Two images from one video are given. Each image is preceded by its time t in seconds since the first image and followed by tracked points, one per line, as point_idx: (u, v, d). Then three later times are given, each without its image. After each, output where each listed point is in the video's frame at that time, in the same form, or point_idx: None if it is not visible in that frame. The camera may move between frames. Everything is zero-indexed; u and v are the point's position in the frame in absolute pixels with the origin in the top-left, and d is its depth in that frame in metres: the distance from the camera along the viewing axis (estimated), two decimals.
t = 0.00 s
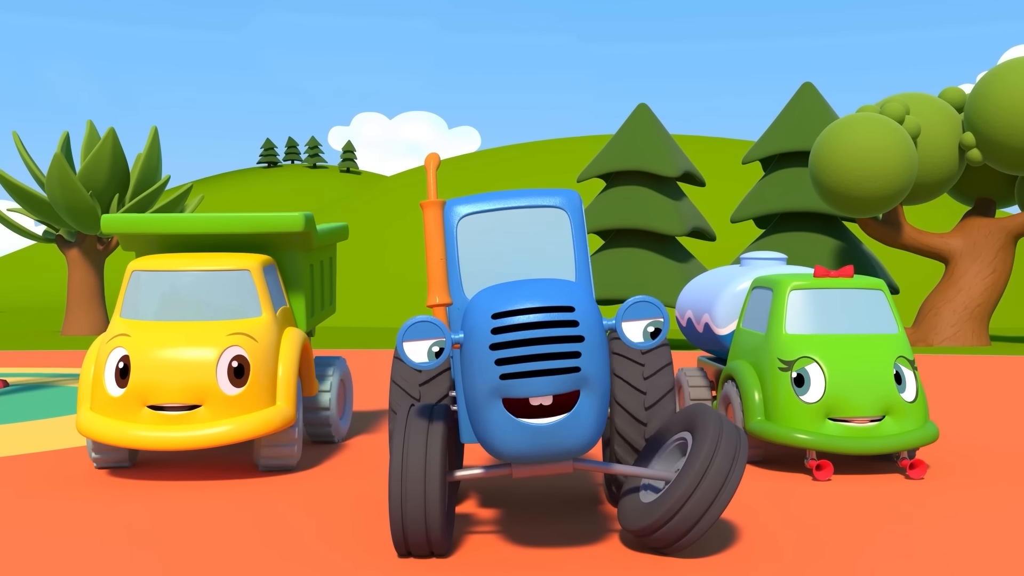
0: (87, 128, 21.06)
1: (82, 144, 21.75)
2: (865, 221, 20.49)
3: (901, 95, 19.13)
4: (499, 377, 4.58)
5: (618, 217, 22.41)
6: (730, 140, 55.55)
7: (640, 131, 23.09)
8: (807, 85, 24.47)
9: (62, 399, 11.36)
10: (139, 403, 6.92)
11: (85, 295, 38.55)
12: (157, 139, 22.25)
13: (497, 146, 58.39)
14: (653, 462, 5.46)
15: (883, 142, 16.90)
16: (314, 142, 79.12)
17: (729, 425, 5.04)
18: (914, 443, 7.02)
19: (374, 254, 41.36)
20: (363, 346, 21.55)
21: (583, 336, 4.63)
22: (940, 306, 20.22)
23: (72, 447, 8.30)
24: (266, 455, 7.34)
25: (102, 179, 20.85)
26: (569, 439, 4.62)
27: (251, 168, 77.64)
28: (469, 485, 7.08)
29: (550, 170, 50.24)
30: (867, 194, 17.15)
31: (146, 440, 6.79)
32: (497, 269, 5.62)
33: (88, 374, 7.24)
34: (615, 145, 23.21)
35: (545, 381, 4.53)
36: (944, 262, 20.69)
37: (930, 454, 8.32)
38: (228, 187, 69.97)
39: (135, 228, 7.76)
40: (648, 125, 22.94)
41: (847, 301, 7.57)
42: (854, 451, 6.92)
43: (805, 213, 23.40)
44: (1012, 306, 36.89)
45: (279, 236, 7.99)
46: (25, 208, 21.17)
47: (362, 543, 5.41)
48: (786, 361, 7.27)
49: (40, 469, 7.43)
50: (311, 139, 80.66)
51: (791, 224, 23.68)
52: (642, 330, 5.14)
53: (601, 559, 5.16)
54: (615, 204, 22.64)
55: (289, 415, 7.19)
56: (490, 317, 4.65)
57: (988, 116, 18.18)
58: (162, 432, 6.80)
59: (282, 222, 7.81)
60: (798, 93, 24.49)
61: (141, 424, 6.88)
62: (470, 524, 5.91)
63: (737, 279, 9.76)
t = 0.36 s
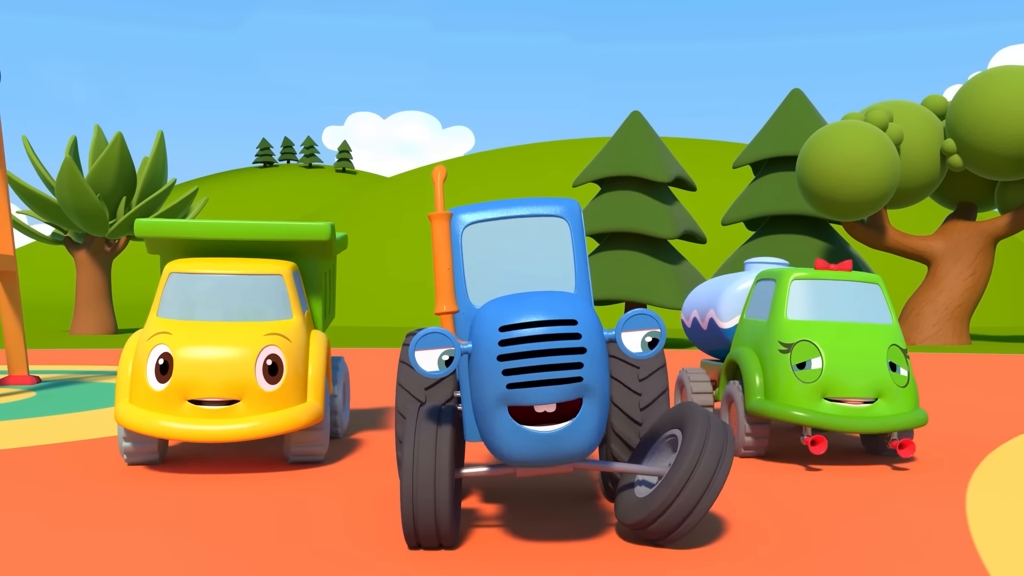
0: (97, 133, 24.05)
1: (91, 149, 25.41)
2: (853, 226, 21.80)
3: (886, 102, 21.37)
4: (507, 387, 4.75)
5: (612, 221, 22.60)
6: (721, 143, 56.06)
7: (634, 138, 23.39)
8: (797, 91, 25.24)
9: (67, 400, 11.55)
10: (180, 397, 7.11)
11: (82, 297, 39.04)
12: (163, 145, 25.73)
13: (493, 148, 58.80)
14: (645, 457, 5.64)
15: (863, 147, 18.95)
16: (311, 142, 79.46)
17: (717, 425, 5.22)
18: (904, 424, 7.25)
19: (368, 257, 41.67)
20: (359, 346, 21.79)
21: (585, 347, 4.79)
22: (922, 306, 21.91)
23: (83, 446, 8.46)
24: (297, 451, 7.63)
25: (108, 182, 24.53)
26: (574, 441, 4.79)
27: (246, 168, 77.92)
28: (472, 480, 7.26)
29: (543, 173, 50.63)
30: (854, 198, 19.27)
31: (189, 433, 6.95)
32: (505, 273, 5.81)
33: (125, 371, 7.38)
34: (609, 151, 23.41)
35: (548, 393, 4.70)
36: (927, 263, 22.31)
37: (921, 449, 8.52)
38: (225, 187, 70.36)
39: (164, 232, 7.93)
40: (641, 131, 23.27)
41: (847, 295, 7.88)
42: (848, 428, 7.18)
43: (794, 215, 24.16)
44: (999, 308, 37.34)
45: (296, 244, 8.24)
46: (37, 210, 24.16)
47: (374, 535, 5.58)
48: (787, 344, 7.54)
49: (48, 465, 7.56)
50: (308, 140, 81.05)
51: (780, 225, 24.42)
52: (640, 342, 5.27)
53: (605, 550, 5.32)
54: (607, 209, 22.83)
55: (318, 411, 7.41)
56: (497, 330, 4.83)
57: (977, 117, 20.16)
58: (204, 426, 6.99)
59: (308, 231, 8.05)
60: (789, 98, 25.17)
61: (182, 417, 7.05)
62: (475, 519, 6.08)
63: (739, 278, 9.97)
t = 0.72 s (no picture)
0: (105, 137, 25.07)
1: (98, 151, 26.12)
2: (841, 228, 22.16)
3: (874, 108, 21.58)
4: (505, 365, 4.89)
5: (607, 224, 22.74)
6: (717, 144, 56.26)
7: (630, 143, 23.51)
8: (788, 95, 25.49)
9: (71, 399, 11.66)
10: (216, 389, 7.28)
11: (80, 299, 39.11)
12: (167, 147, 26.26)
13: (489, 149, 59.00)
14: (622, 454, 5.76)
15: (854, 151, 19.18)
16: (308, 143, 79.53)
17: (665, 450, 5.15)
18: (893, 409, 7.36)
19: (367, 256, 41.84)
20: (358, 346, 21.92)
21: (580, 329, 4.92)
22: (910, 306, 22.12)
23: (90, 445, 8.58)
24: (321, 443, 7.85)
25: (114, 185, 25.05)
26: (568, 419, 4.89)
27: (243, 169, 77.92)
28: (475, 476, 7.41)
29: (540, 174, 50.78)
30: (843, 202, 19.49)
31: (226, 424, 7.11)
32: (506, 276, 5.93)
33: (157, 369, 7.52)
34: (605, 155, 23.54)
35: (543, 371, 4.84)
36: (914, 263, 22.51)
37: (914, 446, 8.69)
38: (222, 187, 70.41)
39: (195, 233, 8.16)
40: (637, 135, 23.39)
41: (841, 287, 8.06)
42: (835, 412, 7.31)
43: (786, 218, 24.41)
44: (992, 308, 37.58)
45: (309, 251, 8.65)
46: (42, 213, 24.26)
47: (381, 530, 5.72)
48: (779, 330, 7.73)
49: (54, 465, 7.68)
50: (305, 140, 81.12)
51: (773, 227, 24.64)
52: (632, 319, 5.30)
53: (605, 541, 5.47)
54: (603, 211, 22.97)
55: (343, 407, 7.71)
56: (496, 310, 4.98)
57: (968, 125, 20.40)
58: (242, 417, 7.18)
59: (332, 236, 8.55)
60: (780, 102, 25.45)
61: (218, 409, 7.23)
62: (478, 515, 6.22)
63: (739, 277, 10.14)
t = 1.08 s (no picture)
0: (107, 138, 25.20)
1: (99, 152, 26.12)
2: (839, 228, 22.21)
3: (870, 109, 21.68)
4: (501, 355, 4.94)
5: (606, 225, 22.75)
6: (715, 145, 56.36)
7: (628, 144, 23.56)
8: (786, 96, 25.56)
9: (71, 399, 11.67)
10: (232, 380, 7.47)
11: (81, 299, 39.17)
12: (169, 147, 26.35)
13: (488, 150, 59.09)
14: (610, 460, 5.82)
15: (850, 153, 19.27)
16: (307, 143, 79.59)
17: (639, 461, 5.24)
18: (866, 414, 7.45)
19: (366, 256, 41.87)
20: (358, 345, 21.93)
21: (578, 319, 4.97)
22: (906, 306, 22.18)
23: (91, 444, 8.59)
24: (330, 443, 7.96)
25: (117, 185, 25.17)
26: (564, 408, 4.95)
27: (242, 168, 77.88)
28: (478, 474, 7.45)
29: (539, 174, 50.79)
30: (836, 199, 19.50)
31: (244, 414, 7.33)
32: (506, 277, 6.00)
33: (170, 365, 7.65)
34: (604, 156, 23.59)
35: (541, 360, 4.88)
36: (911, 264, 22.57)
37: (912, 446, 8.74)
38: (222, 187, 70.46)
39: (203, 233, 8.20)
40: (636, 136, 23.46)
41: (831, 287, 8.15)
42: (806, 414, 7.47)
43: (784, 218, 24.47)
44: (989, 308, 37.65)
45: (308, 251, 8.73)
46: (44, 214, 24.28)
47: (386, 529, 5.75)
48: (756, 329, 7.94)
49: (56, 464, 7.71)
50: (304, 140, 81.17)
51: (772, 228, 24.70)
52: (631, 308, 5.34)
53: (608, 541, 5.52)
54: (602, 212, 23.01)
55: (354, 396, 7.92)
56: (495, 299, 5.03)
57: (965, 128, 20.45)
58: (261, 406, 7.38)
59: (340, 236, 8.66)
60: (777, 104, 25.58)
61: (236, 399, 7.43)
62: (478, 515, 6.25)
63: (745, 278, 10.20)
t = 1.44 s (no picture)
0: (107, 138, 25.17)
1: (99, 152, 26.14)
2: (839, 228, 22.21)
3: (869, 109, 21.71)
4: (501, 366, 4.94)
5: (605, 225, 22.74)
6: (715, 145, 56.39)
7: (627, 144, 23.57)
8: (785, 96, 25.58)
9: (71, 398, 11.68)
10: (239, 364, 7.48)
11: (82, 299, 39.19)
12: (169, 147, 26.36)
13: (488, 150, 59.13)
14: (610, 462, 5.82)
15: (850, 153, 19.27)
16: (307, 143, 79.62)
17: (640, 459, 5.24)
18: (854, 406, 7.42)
19: (366, 256, 41.88)
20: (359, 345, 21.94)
21: (579, 332, 4.96)
22: (906, 307, 22.17)
23: (90, 444, 8.59)
24: (331, 443, 7.97)
25: (117, 185, 25.17)
26: (564, 415, 4.95)
27: (242, 168, 77.88)
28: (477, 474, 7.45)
29: (539, 174, 50.78)
30: (833, 200, 19.52)
31: (251, 398, 7.36)
32: (506, 275, 6.00)
33: (174, 362, 7.62)
34: (604, 156, 23.60)
35: (541, 373, 4.89)
36: (911, 264, 22.57)
37: (912, 446, 8.74)
38: (222, 187, 70.49)
39: (197, 230, 8.27)
40: (635, 137, 23.47)
41: (827, 282, 8.20)
42: (792, 403, 7.49)
43: (785, 218, 24.47)
44: (989, 308, 37.66)
45: (300, 244, 8.74)
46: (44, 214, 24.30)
47: (386, 529, 5.75)
48: (747, 321, 8.04)
49: (56, 464, 7.70)
50: (305, 140, 81.22)
51: (772, 228, 24.70)
52: (633, 322, 5.33)
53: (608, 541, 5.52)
54: (601, 212, 23.01)
55: (360, 374, 7.93)
56: (495, 312, 5.01)
57: (965, 129, 20.47)
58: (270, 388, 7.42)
59: (335, 230, 8.69)
60: (777, 104, 25.60)
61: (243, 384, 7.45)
62: (478, 516, 6.25)
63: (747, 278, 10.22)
